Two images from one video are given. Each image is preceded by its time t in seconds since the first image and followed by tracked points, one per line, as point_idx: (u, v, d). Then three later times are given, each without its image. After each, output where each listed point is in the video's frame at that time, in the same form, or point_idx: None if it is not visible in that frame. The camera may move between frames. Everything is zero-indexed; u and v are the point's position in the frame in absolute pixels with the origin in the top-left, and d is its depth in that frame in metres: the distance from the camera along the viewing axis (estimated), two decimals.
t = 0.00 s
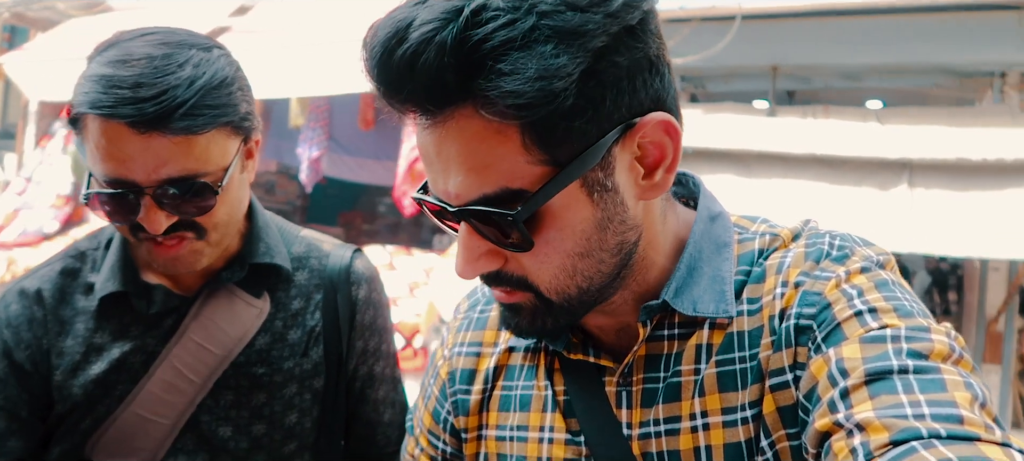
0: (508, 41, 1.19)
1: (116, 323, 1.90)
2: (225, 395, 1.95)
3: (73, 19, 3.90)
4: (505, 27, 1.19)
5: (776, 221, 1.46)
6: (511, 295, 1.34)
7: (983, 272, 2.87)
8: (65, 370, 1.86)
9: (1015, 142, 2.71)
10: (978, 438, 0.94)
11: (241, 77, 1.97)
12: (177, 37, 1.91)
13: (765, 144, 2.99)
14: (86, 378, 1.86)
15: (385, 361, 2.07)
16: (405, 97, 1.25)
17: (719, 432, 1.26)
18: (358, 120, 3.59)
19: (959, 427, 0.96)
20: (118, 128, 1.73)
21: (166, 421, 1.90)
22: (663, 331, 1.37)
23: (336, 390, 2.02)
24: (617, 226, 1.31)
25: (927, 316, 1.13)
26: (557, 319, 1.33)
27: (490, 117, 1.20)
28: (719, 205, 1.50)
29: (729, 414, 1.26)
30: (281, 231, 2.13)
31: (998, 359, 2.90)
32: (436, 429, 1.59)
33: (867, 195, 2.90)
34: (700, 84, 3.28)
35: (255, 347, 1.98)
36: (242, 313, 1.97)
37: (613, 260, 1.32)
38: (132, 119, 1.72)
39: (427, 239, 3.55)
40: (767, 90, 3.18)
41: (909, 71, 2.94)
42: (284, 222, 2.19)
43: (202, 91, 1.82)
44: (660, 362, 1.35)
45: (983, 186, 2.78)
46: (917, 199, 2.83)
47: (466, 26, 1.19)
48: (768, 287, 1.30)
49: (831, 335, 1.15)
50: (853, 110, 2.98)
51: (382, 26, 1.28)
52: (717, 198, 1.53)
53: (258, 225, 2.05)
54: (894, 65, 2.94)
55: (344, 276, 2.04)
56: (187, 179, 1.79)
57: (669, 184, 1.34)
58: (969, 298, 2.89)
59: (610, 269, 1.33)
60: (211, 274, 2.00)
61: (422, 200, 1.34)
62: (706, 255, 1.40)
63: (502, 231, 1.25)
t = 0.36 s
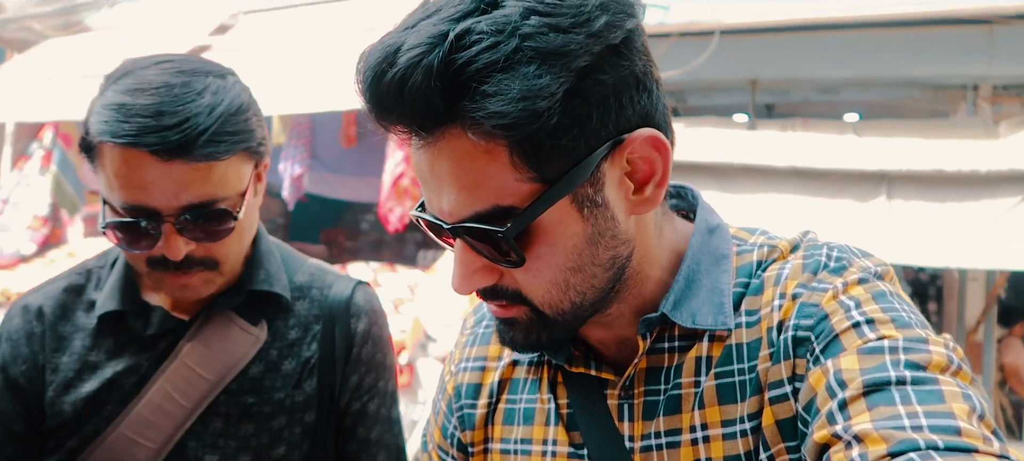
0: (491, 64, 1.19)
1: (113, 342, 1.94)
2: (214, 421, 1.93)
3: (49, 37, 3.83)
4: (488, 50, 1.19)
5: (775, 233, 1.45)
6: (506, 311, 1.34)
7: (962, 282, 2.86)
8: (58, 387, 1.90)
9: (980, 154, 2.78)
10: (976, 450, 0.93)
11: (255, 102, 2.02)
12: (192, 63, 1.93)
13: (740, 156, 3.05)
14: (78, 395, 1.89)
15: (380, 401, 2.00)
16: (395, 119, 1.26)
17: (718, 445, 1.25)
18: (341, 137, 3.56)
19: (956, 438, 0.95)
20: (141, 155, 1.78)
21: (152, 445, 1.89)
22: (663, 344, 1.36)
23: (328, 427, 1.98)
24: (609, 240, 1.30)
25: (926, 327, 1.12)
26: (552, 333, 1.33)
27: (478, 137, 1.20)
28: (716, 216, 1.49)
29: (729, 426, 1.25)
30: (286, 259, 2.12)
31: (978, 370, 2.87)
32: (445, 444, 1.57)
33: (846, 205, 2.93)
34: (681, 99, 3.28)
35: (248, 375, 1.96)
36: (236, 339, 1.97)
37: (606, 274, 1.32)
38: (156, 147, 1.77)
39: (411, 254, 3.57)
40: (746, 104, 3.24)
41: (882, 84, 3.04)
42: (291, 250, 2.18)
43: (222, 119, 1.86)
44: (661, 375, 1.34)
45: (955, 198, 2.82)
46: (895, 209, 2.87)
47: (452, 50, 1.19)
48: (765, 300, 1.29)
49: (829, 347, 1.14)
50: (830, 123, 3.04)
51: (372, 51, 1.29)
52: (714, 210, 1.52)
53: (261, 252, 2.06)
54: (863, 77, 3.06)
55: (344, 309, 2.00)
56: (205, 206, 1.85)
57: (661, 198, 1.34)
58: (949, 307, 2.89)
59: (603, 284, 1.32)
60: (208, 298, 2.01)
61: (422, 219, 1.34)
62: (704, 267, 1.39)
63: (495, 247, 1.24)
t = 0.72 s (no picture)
0: (496, 64, 1.28)
1: (89, 348, 2.09)
2: (179, 440, 2.06)
3: None
4: (493, 50, 1.28)
5: (780, 232, 1.52)
6: (509, 306, 1.44)
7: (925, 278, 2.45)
8: (30, 389, 2.05)
9: (945, 157, 2.47)
10: (984, 448, 1.00)
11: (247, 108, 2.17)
12: (186, 70, 2.08)
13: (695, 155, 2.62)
14: (46, 400, 2.04)
15: (358, 432, 2.09)
16: (401, 120, 1.36)
17: (723, 442, 1.33)
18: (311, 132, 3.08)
19: (963, 436, 1.02)
20: (137, 157, 1.94)
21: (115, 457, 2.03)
22: (667, 341, 1.44)
23: (294, 451, 2.07)
24: (613, 239, 1.41)
25: (932, 326, 1.20)
26: (553, 329, 1.43)
27: (482, 139, 1.30)
28: (722, 214, 1.58)
29: (733, 424, 1.33)
30: (272, 277, 2.24)
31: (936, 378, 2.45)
32: (447, 439, 1.66)
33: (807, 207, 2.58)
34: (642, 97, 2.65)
35: (218, 394, 2.08)
36: (210, 356, 2.10)
37: (609, 272, 1.43)
38: (152, 149, 1.93)
39: (383, 253, 3.13)
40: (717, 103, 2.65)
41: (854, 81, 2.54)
42: (279, 267, 2.29)
43: (216, 122, 2.02)
44: (665, 372, 1.43)
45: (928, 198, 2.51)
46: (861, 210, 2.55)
47: (455, 51, 1.29)
48: (772, 298, 1.37)
49: (836, 345, 1.21)
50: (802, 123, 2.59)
51: (376, 52, 1.39)
52: (722, 209, 1.61)
53: (246, 267, 2.19)
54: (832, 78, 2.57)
55: (324, 332, 2.08)
56: (198, 210, 2.00)
57: (666, 196, 1.45)
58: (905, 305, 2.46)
59: (607, 282, 1.43)
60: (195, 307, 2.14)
61: (427, 218, 1.47)
62: (710, 265, 1.48)
63: (501, 248, 1.35)
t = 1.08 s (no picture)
0: (501, 63, 1.29)
1: (58, 346, 2.04)
2: (152, 442, 2.00)
3: None
4: (498, 49, 1.29)
5: (777, 236, 1.55)
6: (510, 306, 1.45)
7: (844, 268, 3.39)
8: None
9: (903, 166, 3.34)
10: (979, 452, 1.03)
11: (225, 99, 2.13)
12: (163, 58, 2.05)
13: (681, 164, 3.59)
14: (12, 399, 1.99)
15: (339, 433, 2.07)
16: (403, 119, 1.37)
17: (718, 444, 1.34)
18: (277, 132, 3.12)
19: (960, 441, 1.05)
20: (107, 147, 1.89)
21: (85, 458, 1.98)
22: (663, 341, 1.46)
23: (272, 451, 2.04)
24: (615, 240, 1.42)
25: (929, 330, 1.22)
26: (556, 330, 1.44)
27: (487, 138, 1.31)
28: (722, 217, 1.60)
29: (729, 425, 1.34)
30: (252, 274, 2.21)
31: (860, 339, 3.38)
32: (439, 436, 1.65)
33: (777, 211, 3.56)
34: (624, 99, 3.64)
35: (194, 394, 2.04)
36: (185, 355, 2.04)
37: (611, 273, 1.43)
38: (125, 139, 1.88)
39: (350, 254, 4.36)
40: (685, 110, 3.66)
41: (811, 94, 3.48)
42: (260, 264, 2.27)
43: (192, 112, 1.97)
44: (660, 372, 1.44)
45: (876, 207, 3.47)
46: (824, 216, 3.51)
47: (460, 49, 1.29)
48: (770, 300, 1.39)
49: (833, 348, 1.24)
50: (764, 131, 3.55)
51: (379, 50, 1.39)
52: (721, 212, 1.63)
53: (222, 262, 2.14)
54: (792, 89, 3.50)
55: (304, 330, 2.06)
56: (172, 204, 1.95)
57: (666, 197, 1.46)
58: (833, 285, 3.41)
59: (608, 282, 1.44)
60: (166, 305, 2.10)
61: (427, 217, 1.47)
62: (708, 266, 1.49)
63: (502, 246, 1.36)
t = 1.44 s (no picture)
0: (481, 67, 1.29)
1: (40, 362, 2.08)
2: (142, 454, 2.05)
3: None
4: (477, 53, 1.29)
5: (753, 234, 1.57)
6: (492, 311, 1.46)
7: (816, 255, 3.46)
8: None
9: (877, 150, 3.38)
10: (946, 443, 1.06)
11: (213, 113, 2.18)
12: (150, 73, 2.10)
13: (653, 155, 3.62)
14: None
15: (329, 440, 2.10)
16: (381, 126, 1.36)
17: (696, 441, 1.36)
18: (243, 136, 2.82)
19: (928, 432, 1.08)
20: (96, 163, 1.91)
21: None
22: (641, 341, 1.48)
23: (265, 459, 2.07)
24: (596, 240, 1.43)
25: (899, 324, 1.25)
26: (535, 331, 1.45)
27: (467, 142, 1.30)
28: (698, 217, 1.63)
29: (707, 423, 1.37)
30: (237, 286, 2.25)
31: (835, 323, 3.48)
32: (421, 439, 1.66)
33: (752, 197, 3.58)
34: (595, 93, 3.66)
35: (183, 406, 2.08)
36: (173, 367, 2.09)
37: (592, 274, 1.45)
38: (114, 156, 1.90)
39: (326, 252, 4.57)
40: (658, 100, 3.72)
41: (786, 82, 3.57)
42: (244, 275, 2.32)
43: (180, 127, 2.01)
44: (638, 371, 1.46)
45: (849, 192, 3.50)
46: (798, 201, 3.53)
47: (438, 54, 1.29)
48: (745, 298, 1.42)
49: (806, 344, 1.27)
50: (736, 119, 3.59)
51: (356, 57, 1.38)
52: (697, 211, 1.65)
53: (209, 275, 2.19)
54: (766, 76, 3.58)
55: (292, 340, 2.11)
56: (162, 219, 1.98)
57: (644, 198, 1.47)
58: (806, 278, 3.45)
59: (590, 283, 1.45)
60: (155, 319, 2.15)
61: (405, 224, 1.48)
62: (684, 265, 1.52)
63: (483, 251, 1.36)
